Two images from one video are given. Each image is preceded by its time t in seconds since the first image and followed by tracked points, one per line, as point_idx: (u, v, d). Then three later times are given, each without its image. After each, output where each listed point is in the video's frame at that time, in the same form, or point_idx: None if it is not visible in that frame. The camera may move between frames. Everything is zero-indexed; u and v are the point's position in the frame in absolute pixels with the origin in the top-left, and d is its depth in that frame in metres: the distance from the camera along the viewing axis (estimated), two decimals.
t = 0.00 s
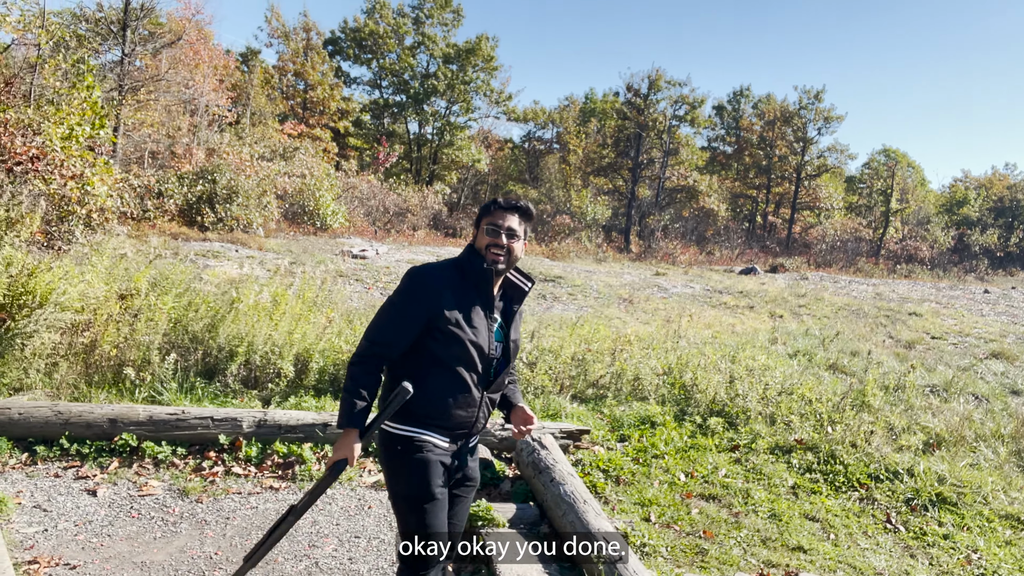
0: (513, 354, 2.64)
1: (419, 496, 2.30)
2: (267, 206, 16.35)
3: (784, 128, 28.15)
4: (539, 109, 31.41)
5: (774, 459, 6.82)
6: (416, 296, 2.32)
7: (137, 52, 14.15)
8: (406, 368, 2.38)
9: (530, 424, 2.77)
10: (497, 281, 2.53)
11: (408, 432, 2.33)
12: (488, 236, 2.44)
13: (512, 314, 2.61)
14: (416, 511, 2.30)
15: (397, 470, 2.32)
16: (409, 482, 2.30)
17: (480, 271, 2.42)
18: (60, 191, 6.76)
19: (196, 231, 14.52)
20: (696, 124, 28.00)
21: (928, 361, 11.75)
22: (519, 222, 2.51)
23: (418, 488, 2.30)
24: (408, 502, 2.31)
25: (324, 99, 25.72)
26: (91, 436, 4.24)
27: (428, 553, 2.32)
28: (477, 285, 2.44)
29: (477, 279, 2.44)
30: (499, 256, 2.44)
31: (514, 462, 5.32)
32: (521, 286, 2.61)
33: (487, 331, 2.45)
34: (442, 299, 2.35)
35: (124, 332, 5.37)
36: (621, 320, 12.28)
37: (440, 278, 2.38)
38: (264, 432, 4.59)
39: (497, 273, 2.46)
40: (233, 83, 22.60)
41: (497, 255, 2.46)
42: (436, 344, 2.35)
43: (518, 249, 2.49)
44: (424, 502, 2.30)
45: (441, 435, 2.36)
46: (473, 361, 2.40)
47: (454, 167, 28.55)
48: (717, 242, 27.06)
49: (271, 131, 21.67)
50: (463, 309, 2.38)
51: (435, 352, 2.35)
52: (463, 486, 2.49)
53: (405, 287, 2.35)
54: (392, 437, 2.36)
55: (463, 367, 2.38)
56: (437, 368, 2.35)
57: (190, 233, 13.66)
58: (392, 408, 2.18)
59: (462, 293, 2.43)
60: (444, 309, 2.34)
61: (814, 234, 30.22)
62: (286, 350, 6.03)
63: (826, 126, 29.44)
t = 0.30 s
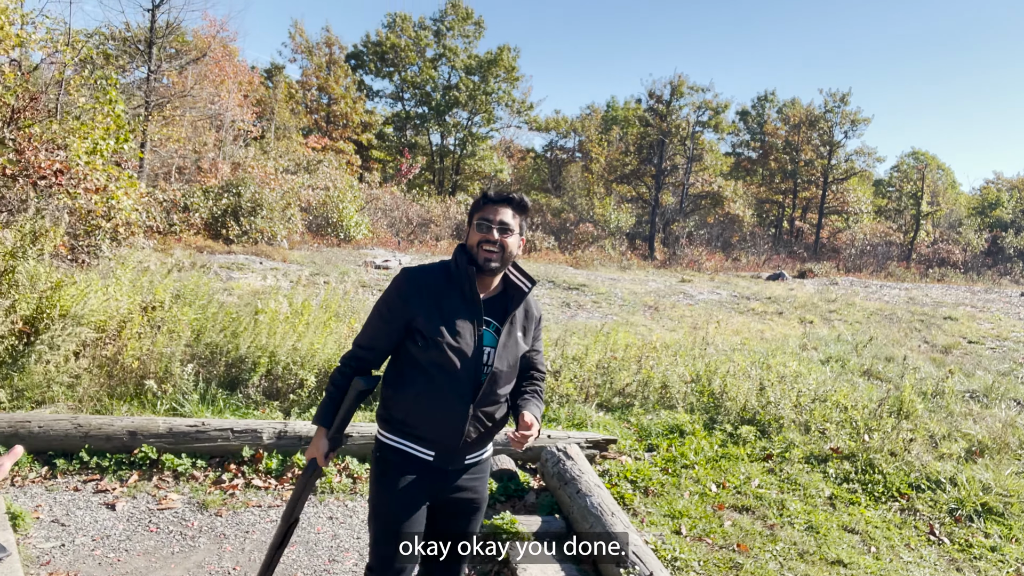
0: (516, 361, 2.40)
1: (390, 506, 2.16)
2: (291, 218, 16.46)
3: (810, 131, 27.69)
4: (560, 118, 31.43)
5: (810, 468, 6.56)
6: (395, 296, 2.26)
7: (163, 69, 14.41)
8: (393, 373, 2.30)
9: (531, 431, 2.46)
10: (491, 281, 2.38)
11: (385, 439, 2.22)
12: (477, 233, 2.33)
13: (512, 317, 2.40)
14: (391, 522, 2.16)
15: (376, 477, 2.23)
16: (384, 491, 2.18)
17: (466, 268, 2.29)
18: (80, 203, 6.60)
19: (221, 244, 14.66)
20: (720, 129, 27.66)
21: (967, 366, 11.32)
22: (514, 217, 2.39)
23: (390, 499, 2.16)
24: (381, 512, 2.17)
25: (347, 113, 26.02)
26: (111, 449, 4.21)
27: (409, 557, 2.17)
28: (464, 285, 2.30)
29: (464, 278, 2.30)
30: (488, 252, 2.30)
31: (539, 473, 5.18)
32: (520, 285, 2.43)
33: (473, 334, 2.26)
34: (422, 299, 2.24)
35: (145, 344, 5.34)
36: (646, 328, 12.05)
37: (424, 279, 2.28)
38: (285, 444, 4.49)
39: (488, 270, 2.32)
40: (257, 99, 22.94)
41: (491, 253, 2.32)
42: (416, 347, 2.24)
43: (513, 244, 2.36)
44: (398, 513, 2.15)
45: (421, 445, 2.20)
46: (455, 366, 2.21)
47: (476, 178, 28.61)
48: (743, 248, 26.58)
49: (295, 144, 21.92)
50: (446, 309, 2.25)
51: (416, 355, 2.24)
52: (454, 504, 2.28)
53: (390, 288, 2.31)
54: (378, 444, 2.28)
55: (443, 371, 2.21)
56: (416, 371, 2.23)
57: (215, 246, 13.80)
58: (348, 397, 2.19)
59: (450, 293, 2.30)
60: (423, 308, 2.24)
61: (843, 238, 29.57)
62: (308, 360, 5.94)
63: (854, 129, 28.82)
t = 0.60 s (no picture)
0: (500, 377, 2.04)
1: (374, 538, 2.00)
2: (319, 229, 16.55)
3: (842, 137, 27.08)
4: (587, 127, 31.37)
5: (854, 482, 6.23)
6: (363, 314, 2.08)
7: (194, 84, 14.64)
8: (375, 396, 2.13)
9: (495, 454, 1.95)
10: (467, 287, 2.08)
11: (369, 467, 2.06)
12: (441, 236, 2.06)
13: (490, 325, 2.06)
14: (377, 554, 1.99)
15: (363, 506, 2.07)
16: (367, 521, 2.02)
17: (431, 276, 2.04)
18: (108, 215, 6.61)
19: (251, 255, 14.79)
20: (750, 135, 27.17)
21: (1015, 376, 10.80)
22: (480, 214, 2.08)
23: (372, 531, 1.99)
24: (366, 546, 2.02)
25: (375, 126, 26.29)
26: (134, 462, 4.15)
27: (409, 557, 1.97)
28: (429, 296, 2.03)
29: (429, 288, 2.04)
30: (453, 256, 2.02)
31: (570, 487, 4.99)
32: (498, 290, 2.12)
33: (441, 351, 1.97)
34: (385, 316, 2.03)
35: (171, 356, 5.32)
36: (677, 336, 11.77)
37: (389, 291, 2.06)
38: (309, 457, 4.38)
39: (456, 277, 2.03)
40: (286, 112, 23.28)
41: (459, 258, 2.03)
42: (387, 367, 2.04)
43: (482, 244, 2.05)
44: (379, 545, 1.98)
45: (400, 475, 1.99)
46: (421, 389, 1.96)
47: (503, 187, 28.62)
48: (775, 255, 25.94)
49: (324, 156, 22.17)
50: (410, 323, 2.01)
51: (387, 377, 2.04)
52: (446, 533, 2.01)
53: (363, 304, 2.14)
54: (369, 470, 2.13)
55: (413, 394, 1.98)
56: (387, 395, 2.03)
57: (245, 258, 13.93)
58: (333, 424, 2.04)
59: (418, 304, 2.05)
60: (386, 325, 2.02)
61: (878, 244, 28.79)
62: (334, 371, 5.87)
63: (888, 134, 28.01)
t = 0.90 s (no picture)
0: (484, 382, 1.83)
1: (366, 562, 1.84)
2: (350, 232, 16.60)
3: (882, 136, 26.27)
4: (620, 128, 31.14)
5: (903, 496, 5.82)
6: (348, 328, 1.99)
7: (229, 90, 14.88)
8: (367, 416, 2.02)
9: (446, 445, 1.63)
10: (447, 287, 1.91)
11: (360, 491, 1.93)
12: (414, 232, 1.91)
13: (470, 327, 1.86)
14: None
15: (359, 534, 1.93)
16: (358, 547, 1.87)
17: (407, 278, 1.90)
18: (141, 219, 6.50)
19: (283, 258, 14.93)
20: (786, 135, 26.54)
21: None
22: (455, 203, 1.91)
23: (362, 561, 1.85)
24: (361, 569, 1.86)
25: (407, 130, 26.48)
26: (160, 466, 4.12)
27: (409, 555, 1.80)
28: (406, 301, 1.90)
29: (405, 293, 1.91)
30: (428, 252, 1.87)
31: (602, 497, 4.81)
32: (485, 289, 1.94)
33: (415, 359, 1.82)
34: (365, 327, 1.93)
35: (199, 359, 5.33)
36: (712, 341, 11.43)
37: (369, 301, 1.96)
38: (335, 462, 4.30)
39: (432, 277, 1.88)
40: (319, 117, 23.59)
41: (435, 256, 1.88)
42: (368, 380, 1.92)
43: (460, 240, 1.88)
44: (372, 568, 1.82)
45: (387, 500, 1.84)
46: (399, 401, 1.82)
47: (534, 190, 28.51)
48: (812, 257, 25.19)
49: (356, 160, 22.34)
50: (387, 331, 1.89)
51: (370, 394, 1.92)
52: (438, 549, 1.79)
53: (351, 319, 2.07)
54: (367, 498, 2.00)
55: (393, 408, 1.84)
56: (371, 413, 1.91)
57: (277, 261, 14.05)
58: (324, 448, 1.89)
59: (395, 310, 1.92)
60: (366, 336, 1.92)
61: (920, 246, 27.87)
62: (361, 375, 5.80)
63: (930, 132, 27.03)
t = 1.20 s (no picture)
0: (503, 405, 1.75)
1: None
2: (377, 232, 16.66)
3: (917, 133, 25.56)
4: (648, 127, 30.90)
5: (942, 506, 5.37)
6: (360, 344, 1.94)
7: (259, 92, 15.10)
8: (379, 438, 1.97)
9: (467, 470, 1.56)
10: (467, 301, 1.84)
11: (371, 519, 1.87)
12: (434, 241, 1.84)
13: (489, 344, 1.78)
14: None
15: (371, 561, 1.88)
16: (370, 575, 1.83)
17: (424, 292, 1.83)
18: (170, 220, 6.53)
19: (311, 258, 15.05)
20: (818, 132, 25.98)
21: None
22: (478, 211, 1.82)
23: None
24: None
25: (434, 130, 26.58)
26: (185, 468, 4.13)
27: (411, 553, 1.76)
28: (419, 317, 1.84)
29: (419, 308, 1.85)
30: (446, 264, 1.80)
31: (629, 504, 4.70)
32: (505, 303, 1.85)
33: (427, 380, 1.76)
34: (378, 343, 1.88)
35: (225, 360, 5.34)
36: (742, 343, 11.19)
37: (382, 315, 1.91)
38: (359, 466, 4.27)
39: (451, 290, 1.81)
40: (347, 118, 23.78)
41: (457, 269, 1.80)
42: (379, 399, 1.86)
43: (484, 251, 1.81)
44: None
45: (395, 528, 1.80)
46: (412, 424, 1.76)
47: (561, 189, 28.36)
48: (845, 257, 24.53)
49: (384, 160, 22.47)
50: (400, 349, 1.83)
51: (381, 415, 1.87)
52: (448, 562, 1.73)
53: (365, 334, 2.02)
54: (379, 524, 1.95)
55: (404, 431, 1.79)
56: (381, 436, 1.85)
57: (305, 261, 14.17)
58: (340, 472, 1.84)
59: (408, 328, 1.86)
60: (378, 354, 1.86)
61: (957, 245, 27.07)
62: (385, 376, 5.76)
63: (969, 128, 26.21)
